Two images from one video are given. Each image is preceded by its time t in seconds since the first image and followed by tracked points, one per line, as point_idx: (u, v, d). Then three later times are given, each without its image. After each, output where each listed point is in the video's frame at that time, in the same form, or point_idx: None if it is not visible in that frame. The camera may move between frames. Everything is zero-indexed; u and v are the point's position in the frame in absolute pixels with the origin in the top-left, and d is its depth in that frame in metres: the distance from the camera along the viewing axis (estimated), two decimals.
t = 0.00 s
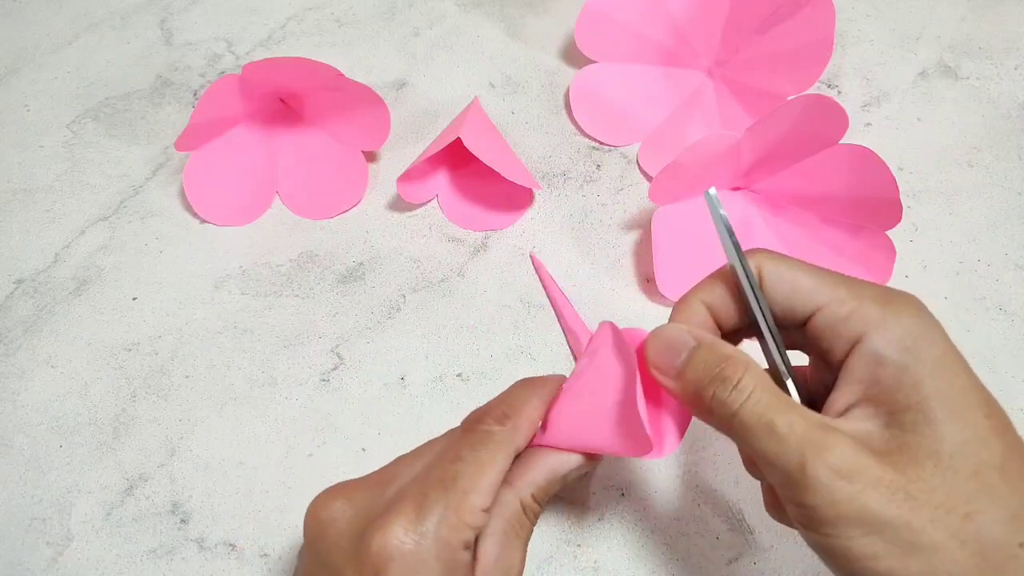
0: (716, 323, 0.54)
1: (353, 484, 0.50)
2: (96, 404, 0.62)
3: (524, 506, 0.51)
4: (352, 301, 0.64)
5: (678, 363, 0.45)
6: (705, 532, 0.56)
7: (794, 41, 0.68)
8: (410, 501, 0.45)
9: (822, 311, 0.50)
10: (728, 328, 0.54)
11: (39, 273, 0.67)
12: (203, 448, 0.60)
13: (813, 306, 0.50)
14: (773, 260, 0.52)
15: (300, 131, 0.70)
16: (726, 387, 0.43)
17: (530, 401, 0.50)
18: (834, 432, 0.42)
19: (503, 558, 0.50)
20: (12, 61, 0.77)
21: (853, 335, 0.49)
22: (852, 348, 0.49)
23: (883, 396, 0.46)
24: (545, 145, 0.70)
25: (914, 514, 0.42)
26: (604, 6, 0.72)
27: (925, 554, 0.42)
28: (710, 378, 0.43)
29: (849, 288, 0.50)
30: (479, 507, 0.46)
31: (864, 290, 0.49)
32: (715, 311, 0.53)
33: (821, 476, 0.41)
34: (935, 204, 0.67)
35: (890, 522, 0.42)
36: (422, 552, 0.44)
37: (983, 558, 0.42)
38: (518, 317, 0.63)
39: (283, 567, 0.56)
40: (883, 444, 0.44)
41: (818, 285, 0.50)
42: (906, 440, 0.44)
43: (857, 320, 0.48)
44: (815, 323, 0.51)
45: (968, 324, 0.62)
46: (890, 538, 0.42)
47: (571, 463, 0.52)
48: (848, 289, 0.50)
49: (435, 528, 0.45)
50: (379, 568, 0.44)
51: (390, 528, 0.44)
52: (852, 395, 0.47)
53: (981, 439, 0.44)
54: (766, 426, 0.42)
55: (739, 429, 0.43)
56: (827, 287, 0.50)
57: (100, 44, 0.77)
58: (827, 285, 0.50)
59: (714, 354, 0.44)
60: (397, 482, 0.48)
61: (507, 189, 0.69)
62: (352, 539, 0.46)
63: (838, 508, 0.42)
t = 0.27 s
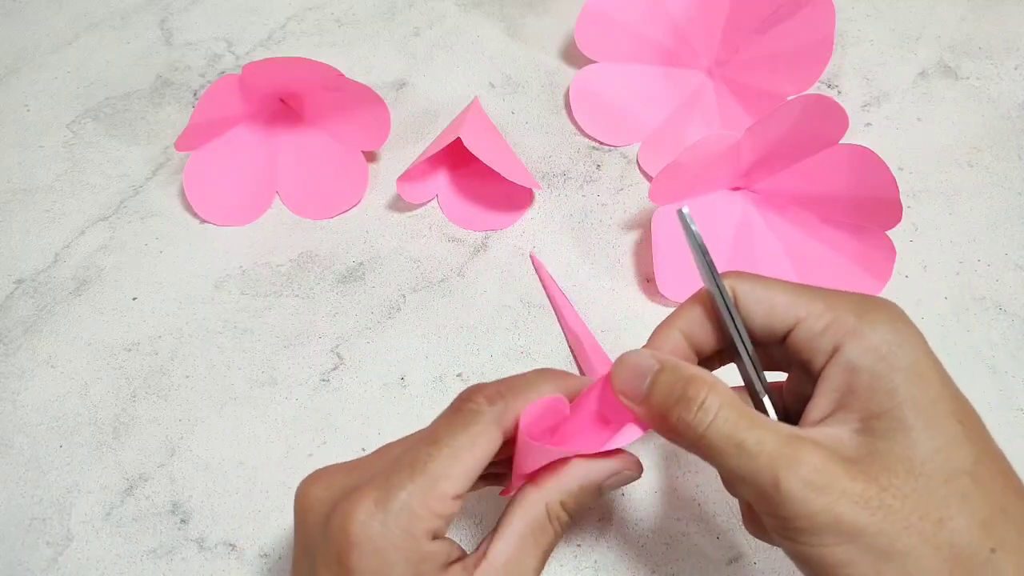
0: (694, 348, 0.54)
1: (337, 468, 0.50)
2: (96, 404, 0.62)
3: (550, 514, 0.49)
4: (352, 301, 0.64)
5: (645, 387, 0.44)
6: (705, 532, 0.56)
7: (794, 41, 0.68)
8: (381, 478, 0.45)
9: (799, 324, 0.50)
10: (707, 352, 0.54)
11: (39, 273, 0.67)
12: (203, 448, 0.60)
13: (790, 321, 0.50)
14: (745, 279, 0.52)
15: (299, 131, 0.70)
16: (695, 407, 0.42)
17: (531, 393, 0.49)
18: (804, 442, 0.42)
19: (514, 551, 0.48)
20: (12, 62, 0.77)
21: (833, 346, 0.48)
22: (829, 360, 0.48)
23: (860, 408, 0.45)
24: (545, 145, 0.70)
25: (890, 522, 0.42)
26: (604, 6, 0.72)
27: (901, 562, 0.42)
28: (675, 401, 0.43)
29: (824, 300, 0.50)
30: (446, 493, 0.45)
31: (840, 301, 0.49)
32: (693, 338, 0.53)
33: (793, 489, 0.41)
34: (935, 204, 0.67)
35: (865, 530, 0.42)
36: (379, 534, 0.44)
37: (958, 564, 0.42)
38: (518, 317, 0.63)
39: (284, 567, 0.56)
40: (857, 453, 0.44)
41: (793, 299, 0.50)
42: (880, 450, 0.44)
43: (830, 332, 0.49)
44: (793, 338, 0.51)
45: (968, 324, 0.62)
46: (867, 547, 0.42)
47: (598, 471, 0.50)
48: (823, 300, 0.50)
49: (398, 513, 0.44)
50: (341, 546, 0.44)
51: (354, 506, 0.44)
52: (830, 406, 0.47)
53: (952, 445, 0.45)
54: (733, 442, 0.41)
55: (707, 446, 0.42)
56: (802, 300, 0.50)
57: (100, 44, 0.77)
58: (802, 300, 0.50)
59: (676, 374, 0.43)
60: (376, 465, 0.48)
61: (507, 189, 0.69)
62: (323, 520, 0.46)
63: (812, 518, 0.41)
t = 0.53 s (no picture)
0: (752, 311, 0.54)
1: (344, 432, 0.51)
2: (96, 404, 0.62)
3: (513, 503, 0.49)
4: (352, 301, 0.64)
5: (707, 357, 0.44)
6: (704, 532, 0.56)
7: (794, 41, 0.68)
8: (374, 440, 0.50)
9: (870, 289, 0.50)
10: (763, 316, 0.55)
11: (39, 273, 0.67)
12: (203, 448, 0.60)
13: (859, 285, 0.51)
14: (813, 245, 0.52)
15: (299, 131, 0.70)
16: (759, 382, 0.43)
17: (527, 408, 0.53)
18: (871, 415, 0.43)
19: (475, 539, 0.48)
20: (12, 62, 0.77)
21: (902, 314, 0.48)
22: (898, 329, 0.49)
23: (931, 375, 0.46)
24: (545, 145, 0.70)
25: (955, 493, 0.43)
26: (604, 6, 0.72)
27: (966, 532, 0.43)
28: (741, 375, 0.43)
29: (895, 267, 0.50)
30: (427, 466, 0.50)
31: (911, 268, 0.49)
32: (750, 300, 0.54)
33: (857, 461, 0.42)
34: (935, 204, 0.67)
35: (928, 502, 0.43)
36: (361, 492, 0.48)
37: None
38: (518, 317, 0.63)
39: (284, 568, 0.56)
40: (925, 423, 0.44)
41: (861, 265, 0.50)
42: (949, 420, 0.44)
43: (900, 299, 0.49)
44: (863, 302, 0.51)
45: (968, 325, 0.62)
46: (932, 518, 0.43)
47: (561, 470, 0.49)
48: (895, 265, 0.50)
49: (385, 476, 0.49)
50: (324, 500, 0.48)
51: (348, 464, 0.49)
52: (898, 373, 0.47)
53: None
54: (799, 413, 0.43)
55: (773, 417, 0.44)
56: (872, 266, 0.50)
57: (100, 44, 0.77)
58: (875, 265, 0.50)
59: (743, 347, 0.44)
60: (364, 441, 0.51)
61: (507, 188, 0.69)
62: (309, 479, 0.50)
63: (877, 490, 0.43)
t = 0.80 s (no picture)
0: (751, 313, 0.54)
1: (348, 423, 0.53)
2: (96, 404, 0.62)
3: (566, 527, 0.49)
4: (352, 301, 0.64)
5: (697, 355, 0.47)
6: (704, 532, 0.56)
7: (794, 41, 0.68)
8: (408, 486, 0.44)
9: (858, 290, 0.50)
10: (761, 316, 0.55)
11: (39, 273, 0.67)
12: (203, 448, 0.60)
13: (847, 286, 0.50)
14: (805, 245, 0.52)
15: (299, 130, 0.70)
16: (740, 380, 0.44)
17: (550, 416, 0.49)
18: (851, 416, 0.43)
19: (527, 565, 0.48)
20: (12, 62, 0.77)
21: (888, 315, 0.48)
22: (882, 329, 0.48)
23: (915, 377, 0.46)
24: (545, 145, 0.70)
25: (930, 494, 0.43)
26: (604, 6, 0.72)
27: (940, 534, 0.43)
28: (721, 373, 0.45)
29: (883, 267, 0.49)
30: (479, 507, 0.45)
31: (900, 268, 0.49)
32: (749, 301, 0.54)
33: (834, 460, 0.43)
34: (935, 204, 0.67)
35: (905, 503, 0.43)
36: (402, 538, 0.43)
37: (1003, 539, 0.43)
38: (518, 317, 0.63)
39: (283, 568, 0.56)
40: (905, 424, 0.44)
41: (852, 265, 0.50)
42: (930, 422, 0.44)
43: (887, 300, 0.48)
44: (850, 303, 0.50)
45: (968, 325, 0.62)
46: (906, 518, 0.43)
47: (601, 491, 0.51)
48: (885, 265, 0.50)
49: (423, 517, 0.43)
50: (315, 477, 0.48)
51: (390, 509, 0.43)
52: (884, 374, 0.47)
53: (1011, 420, 0.44)
54: (778, 413, 0.43)
55: (753, 417, 0.44)
56: (862, 267, 0.50)
57: (100, 44, 0.77)
58: (865, 265, 0.50)
59: (728, 348, 0.45)
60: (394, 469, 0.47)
61: (507, 188, 0.69)
62: (348, 523, 0.45)
63: (855, 488, 0.43)
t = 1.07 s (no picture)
0: (752, 314, 0.55)
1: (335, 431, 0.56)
2: (96, 404, 0.62)
3: (486, 498, 0.46)
4: (352, 301, 0.64)
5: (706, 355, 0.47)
6: (705, 532, 0.56)
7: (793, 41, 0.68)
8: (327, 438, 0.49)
9: (865, 291, 0.50)
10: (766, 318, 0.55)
11: (39, 273, 0.67)
12: (203, 448, 0.60)
13: (853, 288, 0.51)
14: (810, 249, 0.53)
15: (299, 130, 0.70)
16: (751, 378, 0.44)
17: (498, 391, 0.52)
18: (862, 415, 0.43)
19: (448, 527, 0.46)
20: (12, 61, 0.77)
21: (894, 315, 0.49)
22: (890, 329, 0.49)
23: (923, 376, 0.46)
24: (545, 145, 0.70)
25: (946, 496, 0.42)
26: (604, 6, 0.72)
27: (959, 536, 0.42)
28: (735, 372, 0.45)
29: (891, 269, 0.50)
30: (394, 451, 0.49)
31: (905, 270, 0.50)
32: (749, 300, 0.54)
33: (846, 460, 0.42)
34: (935, 204, 0.67)
35: (922, 504, 0.42)
36: (324, 486, 0.47)
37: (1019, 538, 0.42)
38: (518, 317, 0.63)
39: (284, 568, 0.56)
40: (917, 425, 0.44)
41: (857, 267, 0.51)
42: (942, 422, 0.44)
43: (894, 300, 0.49)
44: (857, 305, 0.51)
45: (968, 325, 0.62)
46: (922, 520, 0.42)
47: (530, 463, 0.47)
48: (890, 267, 0.50)
49: (348, 468, 0.48)
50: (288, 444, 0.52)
51: (304, 465, 0.48)
52: (892, 374, 0.48)
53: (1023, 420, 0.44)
54: (790, 412, 0.43)
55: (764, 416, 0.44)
56: (867, 269, 0.51)
57: (100, 44, 0.77)
58: (870, 267, 0.51)
59: (740, 346, 0.46)
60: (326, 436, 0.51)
61: (507, 188, 0.69)
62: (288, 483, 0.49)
63: (867, 488, 0.42)
